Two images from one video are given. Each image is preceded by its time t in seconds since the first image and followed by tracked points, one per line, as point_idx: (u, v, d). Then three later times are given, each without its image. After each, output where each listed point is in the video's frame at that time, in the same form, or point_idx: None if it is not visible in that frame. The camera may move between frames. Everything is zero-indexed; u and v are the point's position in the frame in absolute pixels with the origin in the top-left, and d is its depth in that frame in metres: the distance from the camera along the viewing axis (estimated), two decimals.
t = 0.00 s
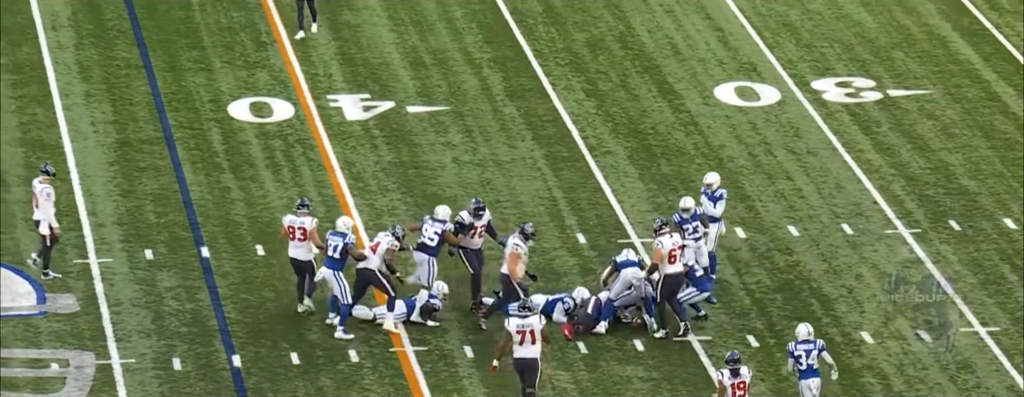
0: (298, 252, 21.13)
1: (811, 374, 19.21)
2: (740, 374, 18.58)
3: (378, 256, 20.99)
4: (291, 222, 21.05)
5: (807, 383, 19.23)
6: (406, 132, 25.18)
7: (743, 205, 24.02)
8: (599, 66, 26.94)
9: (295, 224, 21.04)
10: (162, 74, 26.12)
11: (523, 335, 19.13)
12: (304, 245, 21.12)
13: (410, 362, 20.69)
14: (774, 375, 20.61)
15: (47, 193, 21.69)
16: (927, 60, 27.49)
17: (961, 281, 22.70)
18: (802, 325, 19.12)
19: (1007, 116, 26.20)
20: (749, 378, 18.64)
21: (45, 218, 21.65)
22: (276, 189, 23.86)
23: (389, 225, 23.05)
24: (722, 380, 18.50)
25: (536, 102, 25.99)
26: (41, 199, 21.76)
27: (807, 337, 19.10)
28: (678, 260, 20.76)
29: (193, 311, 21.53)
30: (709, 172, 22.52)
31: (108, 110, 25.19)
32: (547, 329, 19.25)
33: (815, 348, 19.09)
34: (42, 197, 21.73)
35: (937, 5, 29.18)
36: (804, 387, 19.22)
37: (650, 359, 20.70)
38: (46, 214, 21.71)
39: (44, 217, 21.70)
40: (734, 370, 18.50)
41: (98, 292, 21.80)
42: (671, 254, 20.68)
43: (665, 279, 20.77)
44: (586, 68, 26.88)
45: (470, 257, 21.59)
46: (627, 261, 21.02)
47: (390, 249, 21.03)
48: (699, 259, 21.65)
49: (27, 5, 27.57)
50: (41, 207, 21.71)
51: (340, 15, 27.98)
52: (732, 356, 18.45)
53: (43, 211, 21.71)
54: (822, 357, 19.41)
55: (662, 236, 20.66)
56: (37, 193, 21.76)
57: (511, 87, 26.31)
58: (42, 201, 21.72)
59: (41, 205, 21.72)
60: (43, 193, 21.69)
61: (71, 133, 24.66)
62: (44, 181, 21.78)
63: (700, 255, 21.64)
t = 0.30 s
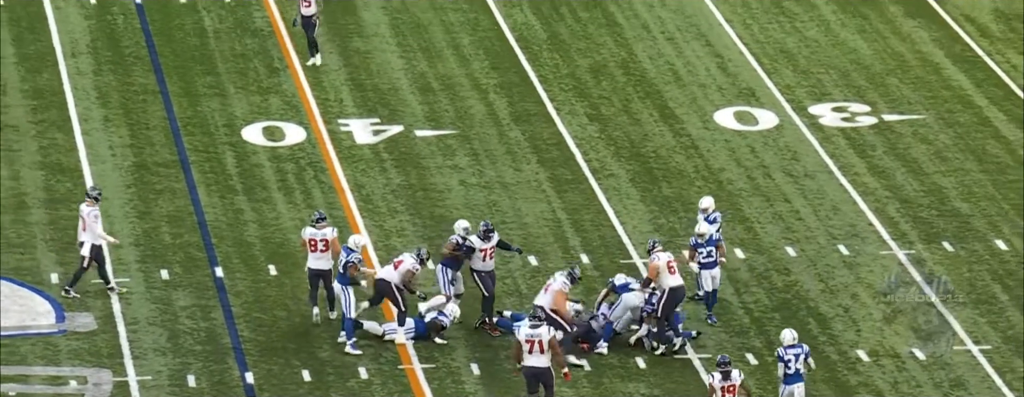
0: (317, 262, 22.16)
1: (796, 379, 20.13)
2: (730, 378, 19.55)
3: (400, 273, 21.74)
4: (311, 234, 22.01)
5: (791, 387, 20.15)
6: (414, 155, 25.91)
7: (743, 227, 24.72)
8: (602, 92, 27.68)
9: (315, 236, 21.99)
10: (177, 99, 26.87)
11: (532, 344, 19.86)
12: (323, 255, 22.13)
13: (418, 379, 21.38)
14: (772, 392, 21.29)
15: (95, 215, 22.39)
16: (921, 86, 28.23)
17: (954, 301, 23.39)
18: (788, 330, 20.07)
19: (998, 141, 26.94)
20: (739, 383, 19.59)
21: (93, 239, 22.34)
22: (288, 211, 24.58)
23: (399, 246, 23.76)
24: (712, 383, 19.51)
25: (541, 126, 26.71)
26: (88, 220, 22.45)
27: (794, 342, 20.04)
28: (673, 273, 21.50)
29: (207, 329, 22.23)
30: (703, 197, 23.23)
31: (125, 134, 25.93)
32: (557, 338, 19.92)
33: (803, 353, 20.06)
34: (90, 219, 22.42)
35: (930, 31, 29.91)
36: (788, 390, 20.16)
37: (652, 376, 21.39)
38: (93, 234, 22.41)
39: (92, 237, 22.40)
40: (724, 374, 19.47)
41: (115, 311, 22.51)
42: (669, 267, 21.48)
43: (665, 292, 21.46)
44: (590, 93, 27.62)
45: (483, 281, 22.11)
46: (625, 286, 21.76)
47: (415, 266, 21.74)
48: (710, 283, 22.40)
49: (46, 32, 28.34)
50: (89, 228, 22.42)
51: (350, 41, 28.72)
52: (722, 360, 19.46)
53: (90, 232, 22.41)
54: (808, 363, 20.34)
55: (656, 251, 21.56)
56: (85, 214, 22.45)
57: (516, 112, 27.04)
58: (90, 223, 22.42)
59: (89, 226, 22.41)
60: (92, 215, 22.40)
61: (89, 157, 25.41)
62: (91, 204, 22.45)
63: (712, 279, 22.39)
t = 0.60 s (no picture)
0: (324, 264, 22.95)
1: (770, 370, 21.30)
2: (714, 371, 20.44)
3: (412, 275, 22.63)
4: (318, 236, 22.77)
5: (765, 378, 21.32)
6: (418, 167, 26.65)
7: (737, 236, 25.47)
8: (600, 105, 28.44)
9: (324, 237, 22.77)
10: (187, 112, 27.65)
11: (539, 344, 20.82)
12: (328, 256, 22.92)
13: (421, 385, 22.11)
14: None
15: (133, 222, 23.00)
16: (910, 99, 28.99)
17: (942, 308, 24.14)
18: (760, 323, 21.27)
19: (984, 153, 27.69)
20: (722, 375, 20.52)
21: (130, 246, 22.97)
22: (295, 221, 25.32)
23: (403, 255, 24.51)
24: (698, 377, 20.36)
25: (541, 139, 27.46)
26: (126, 227, 23.07)
27: (767, 335, 21.21)
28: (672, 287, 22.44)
29: (217, 336, 22.97)
30: (694, 208, 23.94)
31: (137, 147, 26.71)
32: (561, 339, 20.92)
33: (776, 344, 21.21)
34: (127, 226, 23.04)
35: (919, 46, 30.68)
36: (762, 381, 21.32)
37: (649, 382, 22.13)
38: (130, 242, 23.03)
39: (129, 245, 23.02)
40: (708, 367, 20.37)
41: (127, 318, 23.24)
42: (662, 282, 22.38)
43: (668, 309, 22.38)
44: (588, 106, 28.38)
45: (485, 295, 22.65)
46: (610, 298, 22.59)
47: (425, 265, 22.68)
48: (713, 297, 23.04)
49: (60, 48, 29.16)
50: (127, 234, 23.04)
51: (356, 56, 29.48)
52: (705, 354, 20.39)
53: (128, 239, 23.04)
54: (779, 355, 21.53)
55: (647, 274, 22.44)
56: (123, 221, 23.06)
57: (517, 125, 27.79)
58: (127, 229, 23.04)
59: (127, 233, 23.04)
60: (130, 223, 23.01)
61: (102, 169, 26.19)
62: (128, 211, 23.08)
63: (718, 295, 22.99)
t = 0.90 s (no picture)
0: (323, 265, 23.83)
1: (745, 361, 22.11)
2: (692, 370, 21.18)
3: (422, 267, 23.53)
4: (319, 239, 23.61)
5: (741, 369, 22.12)
6: (420, 175, 27.36)
7: (731, 242, 26.18)
8: (598, 114, 29.16)
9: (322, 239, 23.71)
10: (196, 122, 28.37)
11: (543, 340, 21.70)
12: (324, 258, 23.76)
13: (424, 387, 22.81)
14: None
15: (167, 230, 23.81)
16: (899, 109, 29.71)
17: (931, 312, 24.85)
18: (737, 315, 22.16)
19: (972, 161, 28.41)
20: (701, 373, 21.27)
21: (166, 253, 23.76)
22: (301, 227, 26.02)
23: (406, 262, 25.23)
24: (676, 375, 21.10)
25: (540, 148, 28.17)
26: (161, 235, 23.88)
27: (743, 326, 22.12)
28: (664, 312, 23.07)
29: (225, 339, 23.66)
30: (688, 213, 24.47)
31: (148, 156, 27.43)
32: (563, 335, 21.82)
33: (751, 336, 22.08)
34: (162, 234, 23.85)
35: (908, 58, 31.42)
36: (738, 372, 22.12)
37: (645, 384, 22.83)
38: (165, 249, 23.83)
39: (164, 252, 23.81)
40: (687, 366, 21.11)
41: (138, 322, 23.94)
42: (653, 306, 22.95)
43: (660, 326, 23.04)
44: (586, 116, 29.09)
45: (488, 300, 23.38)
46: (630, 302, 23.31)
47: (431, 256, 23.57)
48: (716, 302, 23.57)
49: (71, 60, 29.90)
50: (162, 242, 23.84)
51: (360, 67, 30.20)
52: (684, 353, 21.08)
53: (163, 247, 23.83)
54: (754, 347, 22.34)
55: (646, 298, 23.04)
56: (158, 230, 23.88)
57: (517, 134, 28.50)
58: (162, 237, 23.85)
59: (161, 241, 23.84)
60: (166, 231, 23.82)
61: (113, 177, 26.91)
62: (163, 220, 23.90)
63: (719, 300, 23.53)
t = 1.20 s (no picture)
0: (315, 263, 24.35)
1: (724, 348, 22.89)
2: (673, 363, 21.72)
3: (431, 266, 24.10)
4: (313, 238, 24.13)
5: (720, 356, 22.89)
6: (422, 179, 27.91)
7: (727, 245, 26.73)
8: (596, 120, 29.72)
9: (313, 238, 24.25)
10: (203, 127, 28.92)
11: (540, 334, 22.32)
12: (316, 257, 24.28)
13: (426, 387, 23.35)
14: None
15: (193, 230, 24.22)
16: (892, 115, 30.27)
17: (923, 314, 25.41)
18: (714, 305, 23.05)
19: (963, 166, 28.96)
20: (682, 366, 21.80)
21: (195, 253, 24.24)
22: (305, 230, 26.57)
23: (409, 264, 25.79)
24: (659, 368, 21.63)
25: (540, 152, 28.72)
26: (188, 234, 24.31)
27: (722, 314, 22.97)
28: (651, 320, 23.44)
29: (231, 340, 24.20)
30: (684, 217, 25.06)
31: (155, 160, 27.98)
32: (560, 330, 22.46)
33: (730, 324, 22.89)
34: (189, 233, 24.28)
35: (900, 64, 32.00)
36: (717, 359, 22.89)
37: (643, 384, 23.38)
38: (193, 247, 24.31)
39: (192, 250, 24.30)
40: (668, 358, 21.68)
41: (146, 323, 24.47)
42: (641, 317, 23.40)
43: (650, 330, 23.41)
44: (585, 121, 29.65)
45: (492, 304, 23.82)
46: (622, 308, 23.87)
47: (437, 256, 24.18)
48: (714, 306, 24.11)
49: (80, 66, 30.46)
50: (189, 241, 24.30)
51: (363, 73, 30.76)
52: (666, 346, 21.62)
53: (190, 245, 24.31)
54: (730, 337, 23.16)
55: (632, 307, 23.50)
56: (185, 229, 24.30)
57: (517, 139, 29.04)
58: (189, 237, 24.29)
59: (189, 241, 24.29)
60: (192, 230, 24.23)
61: (122, 181, 27.46)
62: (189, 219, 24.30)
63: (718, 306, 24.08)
